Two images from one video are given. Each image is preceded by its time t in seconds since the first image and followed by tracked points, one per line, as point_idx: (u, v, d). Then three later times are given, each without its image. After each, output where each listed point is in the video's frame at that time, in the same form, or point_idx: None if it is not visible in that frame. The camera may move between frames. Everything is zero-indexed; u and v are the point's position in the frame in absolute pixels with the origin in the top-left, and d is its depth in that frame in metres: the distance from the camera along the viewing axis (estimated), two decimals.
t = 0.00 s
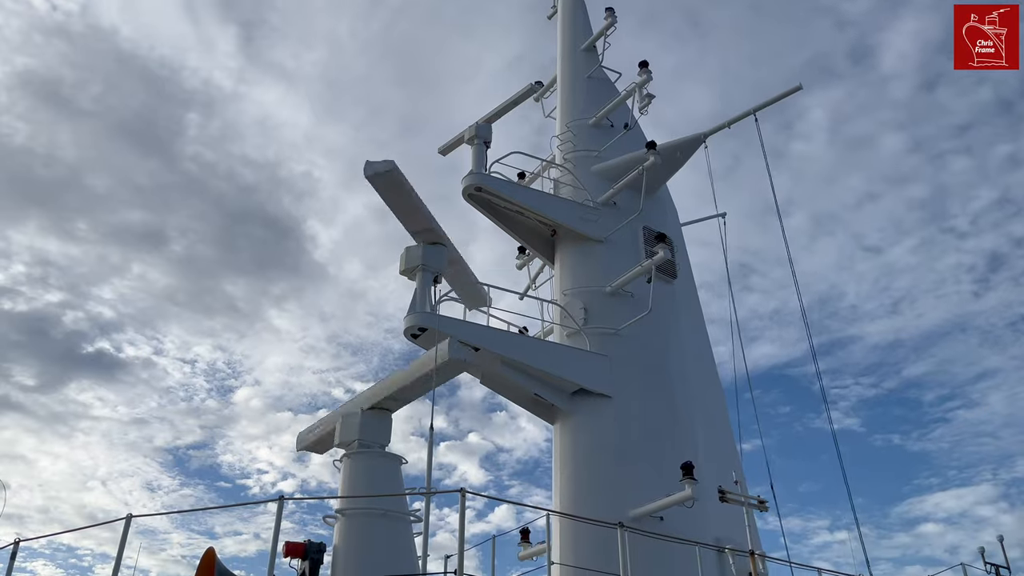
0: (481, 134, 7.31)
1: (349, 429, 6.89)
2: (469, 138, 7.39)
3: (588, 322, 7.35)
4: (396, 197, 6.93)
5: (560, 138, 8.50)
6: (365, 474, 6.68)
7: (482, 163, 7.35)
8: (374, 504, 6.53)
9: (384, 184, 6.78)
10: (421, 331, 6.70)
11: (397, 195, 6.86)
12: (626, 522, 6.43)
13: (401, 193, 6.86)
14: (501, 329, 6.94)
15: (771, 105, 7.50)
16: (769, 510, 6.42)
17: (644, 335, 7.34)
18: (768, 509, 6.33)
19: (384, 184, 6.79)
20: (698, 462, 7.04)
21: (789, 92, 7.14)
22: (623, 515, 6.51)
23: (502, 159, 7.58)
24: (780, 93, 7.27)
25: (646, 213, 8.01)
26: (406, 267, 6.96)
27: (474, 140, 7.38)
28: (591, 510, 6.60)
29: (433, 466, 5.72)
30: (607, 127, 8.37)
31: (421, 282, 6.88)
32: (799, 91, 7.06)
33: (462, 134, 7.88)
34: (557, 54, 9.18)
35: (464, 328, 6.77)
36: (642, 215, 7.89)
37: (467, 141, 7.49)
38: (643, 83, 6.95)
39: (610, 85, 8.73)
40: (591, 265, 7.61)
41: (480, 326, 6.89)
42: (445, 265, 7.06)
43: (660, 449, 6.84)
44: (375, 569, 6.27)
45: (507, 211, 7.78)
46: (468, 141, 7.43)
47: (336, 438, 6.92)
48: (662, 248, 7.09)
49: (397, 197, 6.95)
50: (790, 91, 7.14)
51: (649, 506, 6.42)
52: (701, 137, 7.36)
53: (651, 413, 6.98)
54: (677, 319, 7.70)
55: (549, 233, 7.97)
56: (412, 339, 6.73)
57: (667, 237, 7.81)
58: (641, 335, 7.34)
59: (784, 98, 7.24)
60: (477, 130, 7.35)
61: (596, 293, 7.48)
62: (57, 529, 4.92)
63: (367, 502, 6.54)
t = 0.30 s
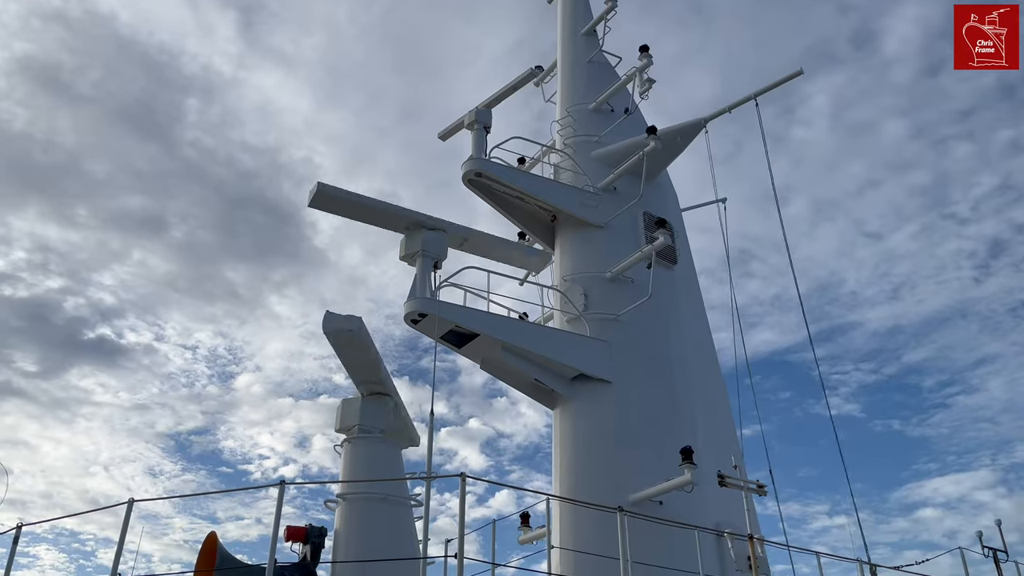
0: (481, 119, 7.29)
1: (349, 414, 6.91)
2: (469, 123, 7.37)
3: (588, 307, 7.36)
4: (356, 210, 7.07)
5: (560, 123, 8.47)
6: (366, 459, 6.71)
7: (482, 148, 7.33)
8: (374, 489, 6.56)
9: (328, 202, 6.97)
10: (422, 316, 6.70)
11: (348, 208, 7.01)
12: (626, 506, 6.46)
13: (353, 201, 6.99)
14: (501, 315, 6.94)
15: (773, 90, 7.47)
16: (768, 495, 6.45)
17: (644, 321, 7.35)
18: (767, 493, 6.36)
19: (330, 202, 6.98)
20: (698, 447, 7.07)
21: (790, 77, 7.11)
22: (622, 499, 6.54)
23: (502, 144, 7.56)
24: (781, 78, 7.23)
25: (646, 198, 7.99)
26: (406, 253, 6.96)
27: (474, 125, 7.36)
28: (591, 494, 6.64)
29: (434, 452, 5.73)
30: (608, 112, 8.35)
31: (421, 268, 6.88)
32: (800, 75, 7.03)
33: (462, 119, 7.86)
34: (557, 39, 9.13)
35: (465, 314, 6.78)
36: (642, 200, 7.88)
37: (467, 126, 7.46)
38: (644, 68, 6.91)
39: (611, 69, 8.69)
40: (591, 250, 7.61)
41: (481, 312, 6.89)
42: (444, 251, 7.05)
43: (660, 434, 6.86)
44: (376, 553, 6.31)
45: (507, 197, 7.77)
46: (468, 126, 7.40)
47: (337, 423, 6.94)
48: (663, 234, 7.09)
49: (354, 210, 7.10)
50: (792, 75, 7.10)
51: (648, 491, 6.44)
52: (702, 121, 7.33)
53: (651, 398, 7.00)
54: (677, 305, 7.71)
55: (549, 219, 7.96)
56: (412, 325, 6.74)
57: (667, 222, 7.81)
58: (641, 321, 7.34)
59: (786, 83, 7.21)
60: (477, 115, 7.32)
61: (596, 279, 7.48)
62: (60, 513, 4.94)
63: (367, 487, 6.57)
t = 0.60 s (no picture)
0: (481, 103, 7.27)
1: (350, 398, 6.94)
2: (469, 107, 7.34)
3: (588, 292, 7.37)
4: (357, 228, 7.26)
5: (561, 107, 8.45)
6: (367, 443, 6.74)
7: (482, 132, 7.31)
8: (374, 473, 6.59)
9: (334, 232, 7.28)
10: (422, 301, 6.71)
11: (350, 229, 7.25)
12: (626, 490, 6.49)
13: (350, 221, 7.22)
14: (501, 299, 6.95)
15: (774, 73, 7.44)
16: (767, 478, 6.48)
17: (644, 305, 7.36)
18: (766, 477, 6.39)
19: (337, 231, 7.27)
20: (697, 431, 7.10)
21: (792, 59, 7.08)
22: (622, 483, 6.57)
23: (502, 127, 7.53)
24: (783, 61, 7.20)
25: (646, 182, 7.98)
26: (407, 237, 6.96)
27: (474, 109, 7.33)
28: (591, 478, 6.68)
29: (434, 436, 5.75)
30: (609, 96, 8.32)
31: (421, 252, 6.87)
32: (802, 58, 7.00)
33: (462, 103, 7.83)
34: (557, 21, 9.09)
35: (465, 298, 6.78)
36: (643, 184, 7.87)
37: (467, 110, 7.44)
38: (645, 51, 6.88)
39: (612, 52, 8.66)
40: (591, 235, 7.61)
41: (481, 297, 6.89)
42: (444, 236, 7.05)
43: (660, 418, 6.89)
44: (378, 535, 6.35)
45: (508, 181, 7.76)
46: (468, 109, 7.38)
47: (337, 407, 6.97)
48: (663, 218, 7.08)
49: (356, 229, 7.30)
50: (793, 58, 7.07)
51: (648, 475, 6.47)
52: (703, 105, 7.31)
53: (650, 382, 7.02)
54: (677, 289, 7.71)
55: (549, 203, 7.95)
56: (413, 310, 6.74)
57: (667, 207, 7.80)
58: (641, 305, 7.35)
59: (787, 66, 7.18)
60: (476, 98, 7.30)
61: (596, 264, 7.48)
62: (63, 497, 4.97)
63: (368, 470, 6.60)
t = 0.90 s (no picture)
0: (481, 85, 7.24)
1: (350, 380, 6.96)
2: (469, 89, 7.32)
3: (589, 275, 7.37)
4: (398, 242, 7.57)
5: (561, 89, 8.41)
6: (368, 425, 6.77)
7: (482, 114, 7.29)
8: (375, 455, 6.62)
9: (390, 250, 7.63)
10: (422, 284, 6.72)
11: (396, 245, 7.56)
12: (626, 472, 6.52)
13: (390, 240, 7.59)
14: (501, 282, 6.95)
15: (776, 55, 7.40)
16: (766, 460, 6.51)
17: (644, 288, 7.37)
18: (766, 459, 6.42)
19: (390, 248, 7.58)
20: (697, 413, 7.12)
21: (794, 41, 7.04)
22: (622, 465, 6.60)
23: (503, 109, 7.51)
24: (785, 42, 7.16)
25: (647, 165, 7.97)
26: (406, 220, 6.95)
27: (474, 90, 7.30)
28: (591, 460, 6.71)
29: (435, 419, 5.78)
30: (610, 77, 8.29)
31: (421, 235, 6.87)
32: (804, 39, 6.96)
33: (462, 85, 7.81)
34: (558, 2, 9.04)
35: (465, 281, 6.79)
36: (643, 166, 7.85)
37: (467, 92, 7.41)
38: (646, 32, 6.84)
39: (613, 34, 8.61)
40: (592, 218, 7.60)
41: (481, 280, 6.90)
42: (445, 219, 7.04)
43: (660, 401, 6.91)
44: (378, 517, 6.38)
45: (508, 164, 7.74)
46: (468, 91, 7.35)
47: (338, 390, 6.99)
48: (664, 201, 7.07)
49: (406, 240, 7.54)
50: (796, 40, 7.03)
51: (648, 457, 6.50)
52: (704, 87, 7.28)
53: (650, 365, 7.03)
54: (677, 272, 7.71)
55: (549, 185, 7.94)
56: (413, 293, 6.75)
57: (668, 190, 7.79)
58: (641, 288, 7.35)
59: (789, 47, 7.14)
60: (476, 80, 7.27)
61: (596, 246, 7.48)
62: (66, 479, 5.00)
63: (369, 452, 6.63)
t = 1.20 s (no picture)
0: (481, 65, 7.21)
1: (351, 361, 6.99)
2: (470, 70, 7.29)
3: (590, 257, 7.37)
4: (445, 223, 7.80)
5: (562, 70, 8.38)
6: (369, 405, 6.80)
7: (482, 95, 7.26)
8: (377, 436, 6.66)
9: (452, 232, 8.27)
10: (423, 265, 6.72)
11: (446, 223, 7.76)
12: (626, 452, 6.56)
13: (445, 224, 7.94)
14: (502, 264, 6.96)
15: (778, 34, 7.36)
16: (766, 440, 6.54)
17: (644, 270, 7.37)
18: (765, 439, 6.45)
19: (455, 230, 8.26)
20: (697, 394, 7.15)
21: (796, 21, 7.00)
22: (622, 446, 6.64)
23: (504, 90, 7.48)
24: (787, 22, 7.13)
25: (648, 146, 7.94)
26: (407, 202, 6.94)
27: (474, 71, 7.27)
28: (591, 441, 6.75)
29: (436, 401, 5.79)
30: (611, 58, 8.25)
31: (421, 217, 6.86)
32: (806, 19, 6.93)
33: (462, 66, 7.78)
34: None
35: (466, 263, 6.79)
36: (645, 148, 7.83)
37: (468, 72, 7.38)
38: (648, 12, 6.80)
39: (614, 14, 8.56)
40: (593, 199, 7.59)
41: (482, 261, 6.90)
42: (445, 200, 7.04)
43: (660, 382, 6.93)
44: (379, 497, 6.42)
45: (508, 145, 7.72)
46: (469, 72, 7.32)
47: (339, 371, 7.02)
48: (665, 182, 7.06)
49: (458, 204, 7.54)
50: (798, 20, 7.00)
51: (647, 438, 6.54)
52: (706, 67, 7.24)
53: (650, 347, 7.05)
54: (678, 253, 7.72)
55: (550, 167, 7.92)
56: (414, 274, 6.76)
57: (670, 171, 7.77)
58: (641, 269, 7.36)
59: (791, 27, 7.11)
60: (477, 61, 7.24)
61: (597, 228, 7.48)
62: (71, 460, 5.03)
63: (371, 433, 6.67)
